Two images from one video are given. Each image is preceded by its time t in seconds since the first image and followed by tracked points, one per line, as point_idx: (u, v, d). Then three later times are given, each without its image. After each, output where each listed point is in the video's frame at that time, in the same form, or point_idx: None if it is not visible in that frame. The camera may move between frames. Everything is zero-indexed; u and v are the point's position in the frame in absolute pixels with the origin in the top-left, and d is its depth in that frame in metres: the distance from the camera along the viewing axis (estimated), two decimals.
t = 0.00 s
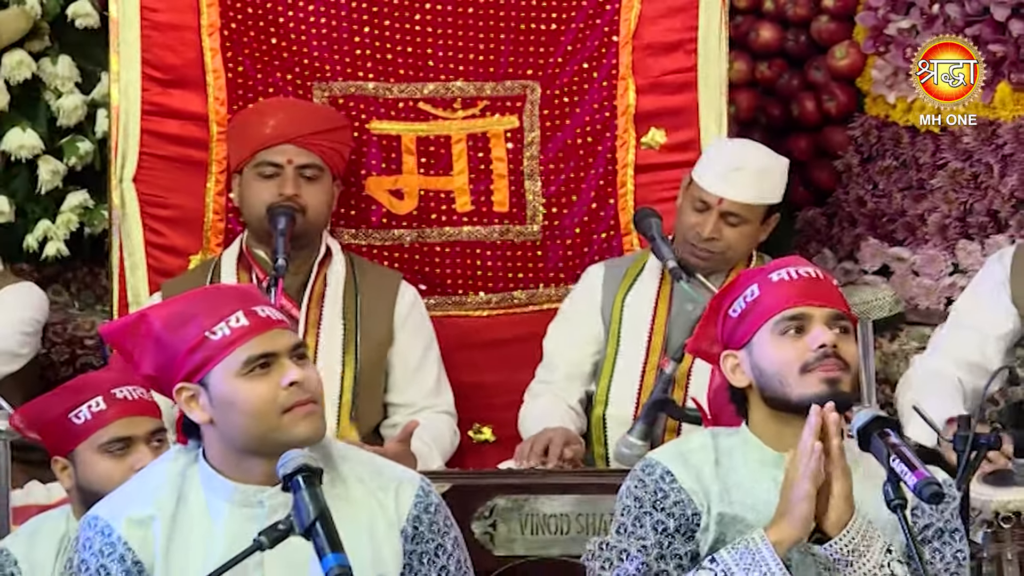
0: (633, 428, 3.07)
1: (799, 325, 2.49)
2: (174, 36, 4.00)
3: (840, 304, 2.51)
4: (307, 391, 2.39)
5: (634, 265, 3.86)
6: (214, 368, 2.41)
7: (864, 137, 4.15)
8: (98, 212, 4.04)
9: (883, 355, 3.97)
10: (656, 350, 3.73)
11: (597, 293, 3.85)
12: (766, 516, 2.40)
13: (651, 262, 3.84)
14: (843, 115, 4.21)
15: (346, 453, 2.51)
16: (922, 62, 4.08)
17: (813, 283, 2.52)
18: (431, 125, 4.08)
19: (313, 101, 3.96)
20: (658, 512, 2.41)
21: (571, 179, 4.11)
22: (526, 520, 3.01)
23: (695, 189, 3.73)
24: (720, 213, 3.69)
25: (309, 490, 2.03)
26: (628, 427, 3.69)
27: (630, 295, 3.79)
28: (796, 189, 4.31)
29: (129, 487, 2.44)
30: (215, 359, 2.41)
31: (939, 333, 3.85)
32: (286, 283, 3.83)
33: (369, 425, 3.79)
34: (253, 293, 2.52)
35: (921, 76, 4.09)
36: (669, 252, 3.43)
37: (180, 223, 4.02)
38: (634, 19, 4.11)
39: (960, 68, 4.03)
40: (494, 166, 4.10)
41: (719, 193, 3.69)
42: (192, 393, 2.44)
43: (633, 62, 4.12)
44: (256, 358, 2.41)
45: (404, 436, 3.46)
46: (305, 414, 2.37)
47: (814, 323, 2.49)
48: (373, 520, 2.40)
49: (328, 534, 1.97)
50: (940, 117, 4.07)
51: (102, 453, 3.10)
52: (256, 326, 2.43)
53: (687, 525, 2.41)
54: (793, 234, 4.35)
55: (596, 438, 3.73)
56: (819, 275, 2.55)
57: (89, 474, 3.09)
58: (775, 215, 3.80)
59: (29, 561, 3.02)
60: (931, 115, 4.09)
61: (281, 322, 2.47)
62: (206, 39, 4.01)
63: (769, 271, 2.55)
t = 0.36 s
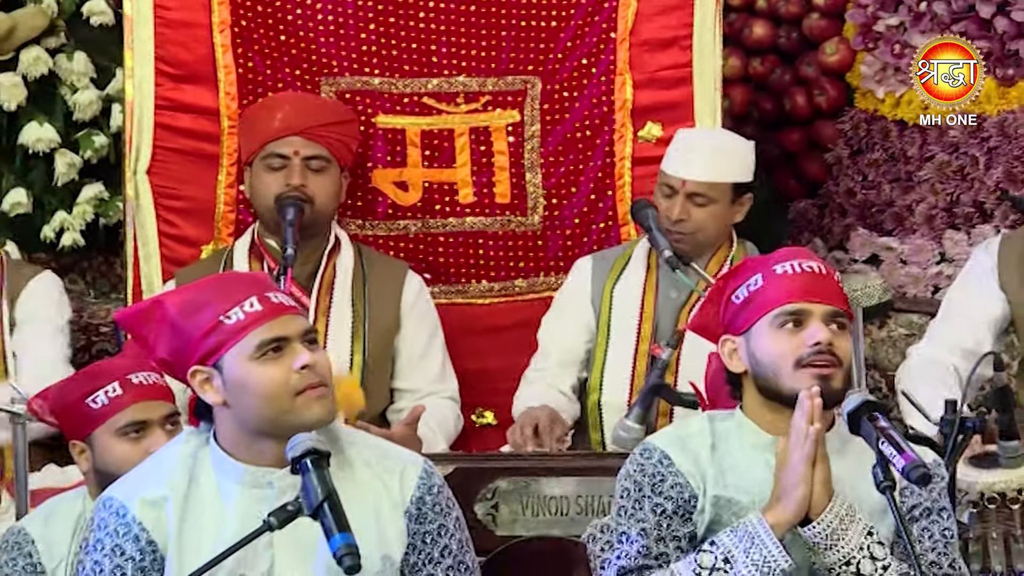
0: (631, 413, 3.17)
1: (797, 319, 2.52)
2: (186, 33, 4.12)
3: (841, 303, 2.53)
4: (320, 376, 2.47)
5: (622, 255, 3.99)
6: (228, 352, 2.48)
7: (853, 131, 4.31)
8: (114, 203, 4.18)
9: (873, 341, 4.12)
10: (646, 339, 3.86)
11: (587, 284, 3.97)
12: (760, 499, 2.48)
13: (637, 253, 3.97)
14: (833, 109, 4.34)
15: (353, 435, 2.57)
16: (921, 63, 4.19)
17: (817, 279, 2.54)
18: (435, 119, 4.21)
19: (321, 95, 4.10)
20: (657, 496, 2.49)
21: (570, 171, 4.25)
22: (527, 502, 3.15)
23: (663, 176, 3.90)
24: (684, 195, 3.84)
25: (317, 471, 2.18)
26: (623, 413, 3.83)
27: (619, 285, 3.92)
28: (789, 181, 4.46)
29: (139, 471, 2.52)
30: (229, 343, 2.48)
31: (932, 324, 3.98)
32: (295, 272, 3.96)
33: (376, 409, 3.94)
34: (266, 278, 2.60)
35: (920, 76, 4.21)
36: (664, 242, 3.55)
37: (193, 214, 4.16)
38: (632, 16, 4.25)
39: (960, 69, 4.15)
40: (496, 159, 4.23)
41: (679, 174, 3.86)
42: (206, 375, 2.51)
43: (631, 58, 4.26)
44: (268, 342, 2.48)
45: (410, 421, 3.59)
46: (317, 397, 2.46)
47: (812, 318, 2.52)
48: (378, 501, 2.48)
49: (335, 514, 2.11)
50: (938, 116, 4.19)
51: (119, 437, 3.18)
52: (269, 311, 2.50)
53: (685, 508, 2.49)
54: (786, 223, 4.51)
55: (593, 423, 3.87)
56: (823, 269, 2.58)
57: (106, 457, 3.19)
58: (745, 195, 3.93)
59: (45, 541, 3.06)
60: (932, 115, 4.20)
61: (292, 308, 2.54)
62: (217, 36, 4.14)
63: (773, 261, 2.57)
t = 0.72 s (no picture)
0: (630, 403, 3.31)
1: (788, 316, 2.65)
2: (202, 36, 4.28)
3: (832, 299, 2.66)
4: (323, 372, 2.59)
5: (606, 253, 4.14)
6: (235, 348, 2.62)
7: (846, 129, 4.45)
8: (131, 200, 4.33)
9: (864, 333, 4.27)
10: (635, 332, 4.01)
11: (574, 283, 4.13)
12: (753, 485, 2.60)
13: (620, 250, 4.12)
14: (826, 108, 4.48)
15: (364, 426, 2.70)
16: (922, 62, 4.33)
17: (808, 276, 2.66)
18: (441, 119, 4.37)
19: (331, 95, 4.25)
20: (657, 485, 2.60)
21: (572, 169, 4.38)
22: (531, 489, 3.28)
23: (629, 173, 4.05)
24: (650, 187, 3.99)
25: (327, 461, 2.32)
26: (618, 403, 3.97)
27: (604, 280, 4.08)
28: (783, 178, 4.61)
29: (156, 462, 2.65)
30: (236, 340, 2.62)
31: (918, 314, 4.13)
32: (307, 266, 4.11)
33: (385, 399, 4.08)
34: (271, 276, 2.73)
35: (920, 76, 4.35)
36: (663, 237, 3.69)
37: (208, 210, 4.30)
38: (631, 20, 4.38)
39: (961, 68, 4.30)
40: (500, 157, 4.39)
41: (644, 168, 4.01)
42: (215, 370, 2.65)
43: (630, 61, 4.38)
44: (273, 338, 2.61)
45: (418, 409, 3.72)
46: (320, 393, 2.58)
47: (804, 315, 2.65)
48: (387, 490, 2.60)
49: (343, 500, 2.24)
50: (941, 115, 4.34)
51: (136, 425, 3.30)
52: (273, 308, 2.63)
53: (683, 497, 2.60)
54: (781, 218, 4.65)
55: (591, 414, 4.02)
56: (814, 266, 2.70)
57: (124, 444, 3.30)
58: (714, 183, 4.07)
59: (65, 527, 3.22)
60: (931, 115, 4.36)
61: (297, 304, 2.67)
62: (231, 38, 4.29)
63: (766, 259, 2.69)
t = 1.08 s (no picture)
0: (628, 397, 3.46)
1: (767, 313, 2.77)
2: (214, 42, 4.42)
3: (806, 291, 2.79)
4: (333, 368, 2.71)
5: (587, 253, 4.28)
6: (248, 344, 2.73)
7: (837, 133, 4.62)
8: (146, 201, 4.48)
9: (855, 329, 4.40)
10: (620, 326, 4.17)
11: (557, 283, 4.27)
12: (748, 477, 2.73)
13: (602, 249, 4.26)
14: (818, 112, 4.65)
15: (370, 419, 2.82)
16: (921, 62, 4.48)
17: (780, 273, 2.78)
18: (446, 122, 4.51)
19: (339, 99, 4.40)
20: (653, 478, 2.74)
21: (572, 171, 4.53)
22: (533, 480, 3.43)
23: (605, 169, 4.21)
24: (630, 178, 4.16)
25: (336, 452, 2.43)
26: (611, 397, 4.14)
27: (587, 279, 4.23)
28: (777, 180, 4.81)
29: (172, 454, 2.76)
30: (249, 335, 2.73)
31: (909, 313, 4.28)
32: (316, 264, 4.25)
33: (391, 393, 4.24)
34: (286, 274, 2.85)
35: (921, 76, 4.49)
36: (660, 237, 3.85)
37: (220, 210, 4.45)
38: (629, 26, 4.53)
39: (961, 70, 4.43)
40: (503, 159, 4.53)
41: (621, 160, 4.18)
42: (229, 365, 2.76)
43: (629, 67, 4.53)
44: (285, 335, 2.73)
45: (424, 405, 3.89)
46: (330, 388, 2.70)
47: (782, 311, 2.77)
48: (395, 482, 2.72)
49: (352, 490, 2.36)
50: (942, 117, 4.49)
51: (149, 414, 3.39)
52: (286, 305, 2.75)
53: (679, 489, 2.74)
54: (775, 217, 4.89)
55: (585, 409, 4.18)
56: (786, 262, 2.82)
57: (137, 434, 3.40)
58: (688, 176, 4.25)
59: (80, 516, 3.29)
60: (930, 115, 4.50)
61: (308, 301, 2.79)
62: (242, 44, 4.43)
63: (740, 259, 2.82)
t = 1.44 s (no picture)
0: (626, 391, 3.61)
1: (750, 312, 2.93)
2: (226, 49, 4.58)
3: (786, 288, 2.95)
4: (338, 365, 2.84)
5: (579, 254, 4.44)
6: (257, 341, 2.87)
7: (827, 137, 4.78)
8: (160, 203, 4.64)
9: (845, 327, 4.54)
10: (613, 323, 4.31)
11: (551, 284, 4.42)
12: (737, 470, 2.87)
13: (593, 249, 4.42)
14: (809, 117, 4.83)
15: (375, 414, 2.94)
16: (922, 62, 4.63)
17: (760, 272, 2.94)
18: (450, 127, 4.67)
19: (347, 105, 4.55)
20: (648, 471, 2.87)
21: (572, 174, 4.68)
22: (534, 474, 3.57)
23: (600, 164, 4.36)
24: (628, 172, 4.32)
25: (343, 446, 2.49)
26: (607, 392, 4.29)
27: (580, 278, 4.38)
28: (770, 183, 4.98)
29: (183, 449, 2.88)
30: (258, 332, 2.87)
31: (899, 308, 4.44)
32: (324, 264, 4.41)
33: (396, 389, 4.38)
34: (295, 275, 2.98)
35: (921, 76, 4.63)
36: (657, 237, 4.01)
37: (231, 212, 4.59)
38: (627, 34, 4.68)
39: (961, 70, 4.58)
40: (505, 164, 4.69)
41: (620, 155, 4.33)
42: (238, 361, 2.90)
43: (626, 74, 4.68)
44: (292, 332, 2.86)
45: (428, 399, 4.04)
46: (334, 385, 2.83)
47: (764, 309, 2.93)
48: (398, 474, 2.84)
49: (358, 483, 2.43)
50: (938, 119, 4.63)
51: (161, 405, 3.45)
52: (293, 304, 2.88)
53: (673, 482, 2.87)
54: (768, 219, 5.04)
55: (580, 404, 4.33)
56: (764, 261, 2.98)
57: (150, 424, 3.45)
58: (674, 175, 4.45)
59: (95, 508, 3.30)
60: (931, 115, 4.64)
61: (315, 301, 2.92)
62: (253, 52, 4.59)
63: (719, 262, 2.98)
